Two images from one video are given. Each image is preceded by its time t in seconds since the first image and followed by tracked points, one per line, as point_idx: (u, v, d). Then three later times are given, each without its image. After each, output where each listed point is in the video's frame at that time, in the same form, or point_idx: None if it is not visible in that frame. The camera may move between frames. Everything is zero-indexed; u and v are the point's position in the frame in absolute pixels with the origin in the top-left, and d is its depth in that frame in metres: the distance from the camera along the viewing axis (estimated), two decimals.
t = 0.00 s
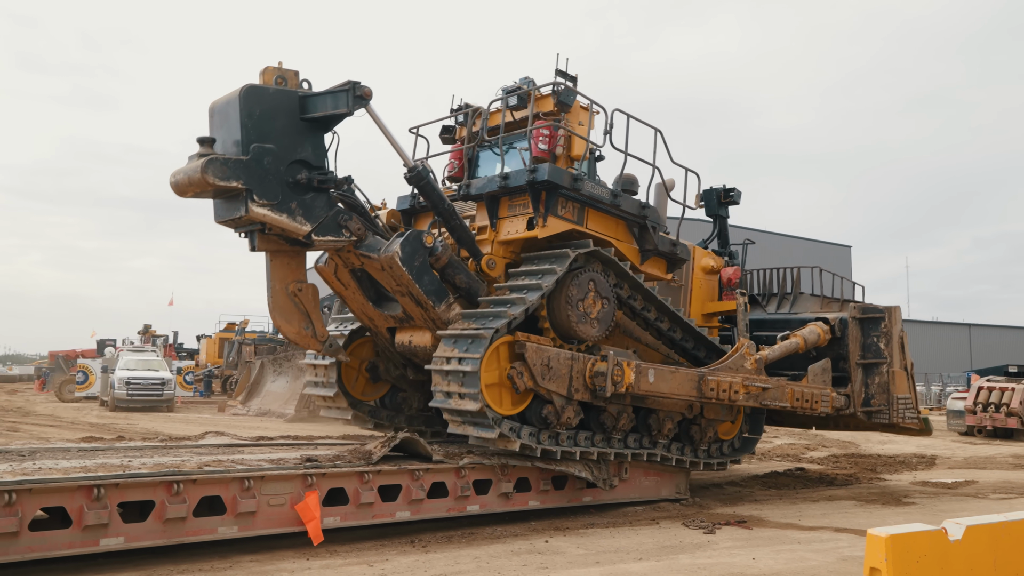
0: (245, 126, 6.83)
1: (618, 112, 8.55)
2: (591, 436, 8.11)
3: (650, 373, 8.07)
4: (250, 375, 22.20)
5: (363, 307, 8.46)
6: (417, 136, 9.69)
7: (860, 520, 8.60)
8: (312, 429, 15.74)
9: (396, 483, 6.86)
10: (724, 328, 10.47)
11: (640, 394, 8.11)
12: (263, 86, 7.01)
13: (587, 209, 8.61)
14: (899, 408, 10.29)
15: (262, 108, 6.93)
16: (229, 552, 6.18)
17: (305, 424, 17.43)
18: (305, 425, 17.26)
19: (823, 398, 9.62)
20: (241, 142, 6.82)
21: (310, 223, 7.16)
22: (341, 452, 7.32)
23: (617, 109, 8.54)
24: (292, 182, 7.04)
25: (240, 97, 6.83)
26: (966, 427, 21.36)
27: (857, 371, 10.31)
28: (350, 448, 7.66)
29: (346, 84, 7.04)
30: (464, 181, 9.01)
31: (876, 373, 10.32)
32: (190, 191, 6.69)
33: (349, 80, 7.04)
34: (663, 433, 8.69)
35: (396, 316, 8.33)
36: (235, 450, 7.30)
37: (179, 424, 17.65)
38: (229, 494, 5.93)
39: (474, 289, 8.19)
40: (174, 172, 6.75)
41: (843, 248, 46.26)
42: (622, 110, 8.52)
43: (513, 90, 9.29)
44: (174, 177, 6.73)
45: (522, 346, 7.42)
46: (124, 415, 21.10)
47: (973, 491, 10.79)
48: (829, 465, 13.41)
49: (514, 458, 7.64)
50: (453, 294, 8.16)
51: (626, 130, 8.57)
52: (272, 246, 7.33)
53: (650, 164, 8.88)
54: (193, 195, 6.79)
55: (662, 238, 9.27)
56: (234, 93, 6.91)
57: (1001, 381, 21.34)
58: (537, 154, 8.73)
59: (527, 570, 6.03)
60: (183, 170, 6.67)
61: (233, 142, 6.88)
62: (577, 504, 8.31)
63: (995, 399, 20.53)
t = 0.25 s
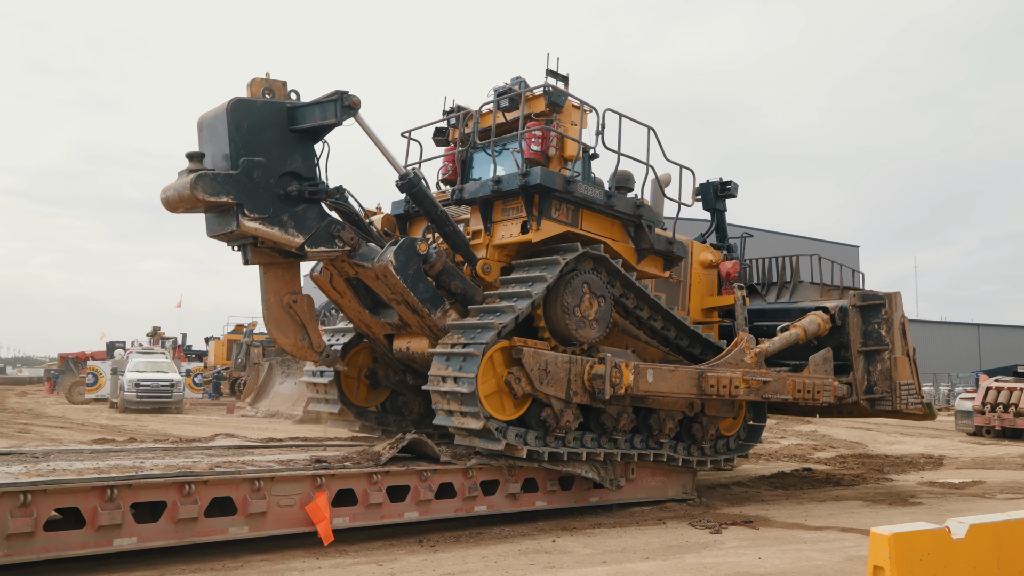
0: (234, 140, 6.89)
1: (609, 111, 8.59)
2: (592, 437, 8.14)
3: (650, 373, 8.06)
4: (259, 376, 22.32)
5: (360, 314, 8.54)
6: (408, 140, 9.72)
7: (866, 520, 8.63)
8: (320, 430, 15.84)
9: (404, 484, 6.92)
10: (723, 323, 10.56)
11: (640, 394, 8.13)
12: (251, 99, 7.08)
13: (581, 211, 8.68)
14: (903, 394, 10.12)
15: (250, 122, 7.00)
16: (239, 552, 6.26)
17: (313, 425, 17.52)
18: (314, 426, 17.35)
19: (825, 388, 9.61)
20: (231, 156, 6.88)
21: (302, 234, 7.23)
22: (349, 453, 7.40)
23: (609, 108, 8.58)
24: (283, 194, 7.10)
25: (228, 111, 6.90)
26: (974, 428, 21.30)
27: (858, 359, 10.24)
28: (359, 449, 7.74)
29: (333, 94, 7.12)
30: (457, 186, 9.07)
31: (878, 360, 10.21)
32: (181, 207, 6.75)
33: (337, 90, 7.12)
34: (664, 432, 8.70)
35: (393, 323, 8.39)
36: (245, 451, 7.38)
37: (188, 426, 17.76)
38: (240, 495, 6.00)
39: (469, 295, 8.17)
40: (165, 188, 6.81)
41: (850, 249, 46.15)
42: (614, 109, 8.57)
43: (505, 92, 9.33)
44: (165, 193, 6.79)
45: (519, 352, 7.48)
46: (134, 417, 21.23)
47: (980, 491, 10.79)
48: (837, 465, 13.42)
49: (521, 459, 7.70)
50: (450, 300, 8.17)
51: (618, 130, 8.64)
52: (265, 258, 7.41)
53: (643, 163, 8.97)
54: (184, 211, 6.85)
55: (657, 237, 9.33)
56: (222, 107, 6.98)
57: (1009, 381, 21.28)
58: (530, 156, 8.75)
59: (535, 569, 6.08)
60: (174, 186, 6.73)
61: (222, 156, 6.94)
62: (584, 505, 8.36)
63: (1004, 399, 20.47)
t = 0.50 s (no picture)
0: (226, 146, 6.96)
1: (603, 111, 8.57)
2: (590, 438, 8.15)
3: (646, 372, 8.07)
4: (265, 378, 22.43)
5: (356, 317, 8.60)
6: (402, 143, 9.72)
7: (870, 520, 8.67)
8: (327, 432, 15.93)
9: (410, 484, 6.99)
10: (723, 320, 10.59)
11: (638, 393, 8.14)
12: (242, 105, 7.16)
13: (576, 211, 8.71)
14: (903, 384, 10.08)
15: (242, 128, 7.07)
16: (247, 551, 6.34)
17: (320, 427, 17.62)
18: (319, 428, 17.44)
19: (824, 381, 9.60)
20: (223, 163, 6.95)
21: (296, 239, 7.31)
22: (356, 453, 7.48)
23: (603, 108, 8.57)
24: (276, 199, 7.18)
25: (220, 117, 6.97)
26: (979, 428, 21.29)
27: (858, 351, 10.26)
28: (364, 449, 7.82)
29: (324, 99, 7.20)
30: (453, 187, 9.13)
31: (878, 352, 10.21)
32: (175, 214, 6.82)
33: (328, 94, 7.20)
34: (663, 432, 8.70)
35: (389, 326, 8.46)
36: (252, 451, 7.46)
37: (195, 427, 17.86)
38: (248, 495, 6.08)
39: (465, 296, 8.27)
40: (158, 196, 6.88)
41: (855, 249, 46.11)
42: (606, 108, 8.54)
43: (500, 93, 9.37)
44: (158, 201, 6.86)
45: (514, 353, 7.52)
46: (140, 418, 21.34)
47: (984, 491, 10.82)
48: (841, 465, 13.46)
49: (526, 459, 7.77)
50: (445, 302, 8.26)
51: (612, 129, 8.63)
52: (260, 263, 7.48)
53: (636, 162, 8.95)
54: (177, 219, 6.92)
55: (654, 235, 9.34)
56: (213, 114, 7.05)
57: (1015, 381, 21.26)
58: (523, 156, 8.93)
59: (539, 567, 6.15)
60: (167, 194, 6.80)
61: (215, 162, 7.02)
62: (588, 504, 8.42)
63: (1009, 400, 20.45)
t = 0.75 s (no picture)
0: (233, 143, 7.06)
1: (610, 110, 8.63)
2: (596, 436, 8.18)
3: (653, 370, 8.09)
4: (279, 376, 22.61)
5: (363, 314, 8.68)
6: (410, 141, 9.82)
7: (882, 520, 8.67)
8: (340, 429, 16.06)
9: (423, 481, 7.07)
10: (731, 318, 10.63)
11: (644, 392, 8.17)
12: (250, 103, 7.25)
13: (583, 209, 8.76)
14: (913, 382, 10.10)
15: (249, 125, 7.17)
16: (263, 546, 6.43)
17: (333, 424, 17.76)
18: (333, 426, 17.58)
19: (833, 378, 9.56)
20: (230, 160, 7.05)
21: (303, 236, 7.39)
22: (369, 451, 7.56)
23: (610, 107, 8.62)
24: (283, 196, 7.27)
25: (227, 114, 7.07)
26: (995, 429, 21.17)
27: (867, 348, 10.25)
28: (378, 447, 7.90)
29: (331, 97, 7.27)
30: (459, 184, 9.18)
31: (888, 348, 10.21)
32: (183, 211, 6.93)
33: (336, 92, 7.27)
34: (669, 431, 8.73)
35: (395, 323, 8.57)
36: (267, 448, 7.56)
37: (211, 424, 18.05)
38: (264, 490, 6.18)
39: (471, 294, 8.37)
40: (167, 192, 7.00)
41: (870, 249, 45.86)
42: (613, 106, 8.59)
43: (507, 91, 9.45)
44: (166, 197, 6.97)
45: (520, 351, 7.57)
46: (157, 416, 21.57)
47: (998, 493, 10.79)
48: (854, 466, 13.43)
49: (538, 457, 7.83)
50: (452, 300, 8.36)
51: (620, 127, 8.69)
52: (267, 260, 7.61)
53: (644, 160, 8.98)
54: (186, 215, 7.04)
55: (661, 234, 9.36)
56: (221, 111, 7.15)
57: None
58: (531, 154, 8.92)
59: (551, 565, 6.21)
60: (175, 190, 6.90)
61: (222, 159, 7.12)
62: (600, 503, 8.46)
63: None
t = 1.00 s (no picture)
0: (222, 139, 7.11)
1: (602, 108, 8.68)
2: (585, 434, 8.22)
3: (643, 368, 8.13)
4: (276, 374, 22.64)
5: (354, 312, 8.73)
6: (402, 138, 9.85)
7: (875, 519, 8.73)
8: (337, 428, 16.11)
9: (419, 479, 7.12)
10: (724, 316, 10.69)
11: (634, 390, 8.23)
12: (239, 100, 7.29)
13: (574, 207, 8.81)
14: (904, 376, 10.10)
15: (239, 122, 7.21)
16: (260, 543, 6.48)
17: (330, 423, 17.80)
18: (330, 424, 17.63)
19: (824, 373, 9.61)
20: (219, 156, 7.09)
21: (292, 233, 7.41)
22: (366, 449, 7.62)
23: (602, 105, 8.67)
24: (272, 193, 7.31)
25: (217, 111, 7.12)
26: (989, 428, 21.26)
27: (858, 344, 10.31)
28: (375, 446, 7.95)
29: (320, 94, 7.30)
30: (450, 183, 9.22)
31: (878, 344, 10.23)
32: (172, 207, 6.98)
33: (325, 89, 7.31)
34: (659, 430, 8.77)
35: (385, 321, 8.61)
36: (264, 447, 7.60)
37: (208, 422, 18.08)
38: (260, 488, 6.23)
39: (461, 292, 8.39)
40: (157, 189, 7.04)
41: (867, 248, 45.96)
42: (605, 105, 8.64)
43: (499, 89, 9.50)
44: (156, 194, 7.02)
45: (510, 349, 7.62)
46: (154, 414, 21.59)
47: (991, 491, 10.86)
48: (848, 465, 13.50)
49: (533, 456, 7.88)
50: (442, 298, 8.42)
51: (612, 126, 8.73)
52: (256, 257, 7.65)
53: (635, 158, 9.04)
54: (175, 211, 7.08)
55: (651, 232, 9.43)
56: (211, 109, 7.19)
57: None
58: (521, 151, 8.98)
59: (545, 562, 6.27)
60: (164, 186, 6.94)
61: (211, 156, 7.16)
62: (595, 501, 8.52)
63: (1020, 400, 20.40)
